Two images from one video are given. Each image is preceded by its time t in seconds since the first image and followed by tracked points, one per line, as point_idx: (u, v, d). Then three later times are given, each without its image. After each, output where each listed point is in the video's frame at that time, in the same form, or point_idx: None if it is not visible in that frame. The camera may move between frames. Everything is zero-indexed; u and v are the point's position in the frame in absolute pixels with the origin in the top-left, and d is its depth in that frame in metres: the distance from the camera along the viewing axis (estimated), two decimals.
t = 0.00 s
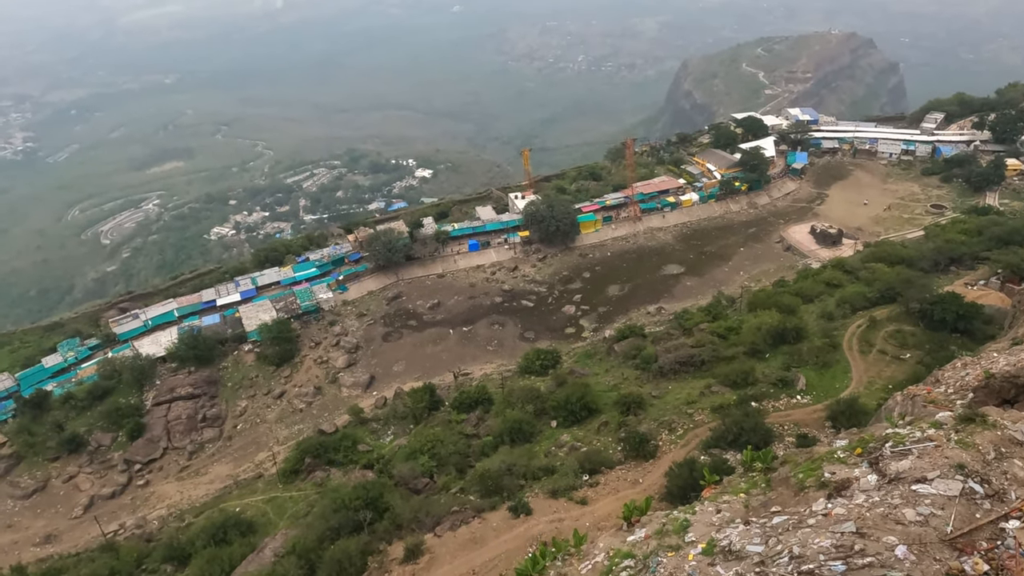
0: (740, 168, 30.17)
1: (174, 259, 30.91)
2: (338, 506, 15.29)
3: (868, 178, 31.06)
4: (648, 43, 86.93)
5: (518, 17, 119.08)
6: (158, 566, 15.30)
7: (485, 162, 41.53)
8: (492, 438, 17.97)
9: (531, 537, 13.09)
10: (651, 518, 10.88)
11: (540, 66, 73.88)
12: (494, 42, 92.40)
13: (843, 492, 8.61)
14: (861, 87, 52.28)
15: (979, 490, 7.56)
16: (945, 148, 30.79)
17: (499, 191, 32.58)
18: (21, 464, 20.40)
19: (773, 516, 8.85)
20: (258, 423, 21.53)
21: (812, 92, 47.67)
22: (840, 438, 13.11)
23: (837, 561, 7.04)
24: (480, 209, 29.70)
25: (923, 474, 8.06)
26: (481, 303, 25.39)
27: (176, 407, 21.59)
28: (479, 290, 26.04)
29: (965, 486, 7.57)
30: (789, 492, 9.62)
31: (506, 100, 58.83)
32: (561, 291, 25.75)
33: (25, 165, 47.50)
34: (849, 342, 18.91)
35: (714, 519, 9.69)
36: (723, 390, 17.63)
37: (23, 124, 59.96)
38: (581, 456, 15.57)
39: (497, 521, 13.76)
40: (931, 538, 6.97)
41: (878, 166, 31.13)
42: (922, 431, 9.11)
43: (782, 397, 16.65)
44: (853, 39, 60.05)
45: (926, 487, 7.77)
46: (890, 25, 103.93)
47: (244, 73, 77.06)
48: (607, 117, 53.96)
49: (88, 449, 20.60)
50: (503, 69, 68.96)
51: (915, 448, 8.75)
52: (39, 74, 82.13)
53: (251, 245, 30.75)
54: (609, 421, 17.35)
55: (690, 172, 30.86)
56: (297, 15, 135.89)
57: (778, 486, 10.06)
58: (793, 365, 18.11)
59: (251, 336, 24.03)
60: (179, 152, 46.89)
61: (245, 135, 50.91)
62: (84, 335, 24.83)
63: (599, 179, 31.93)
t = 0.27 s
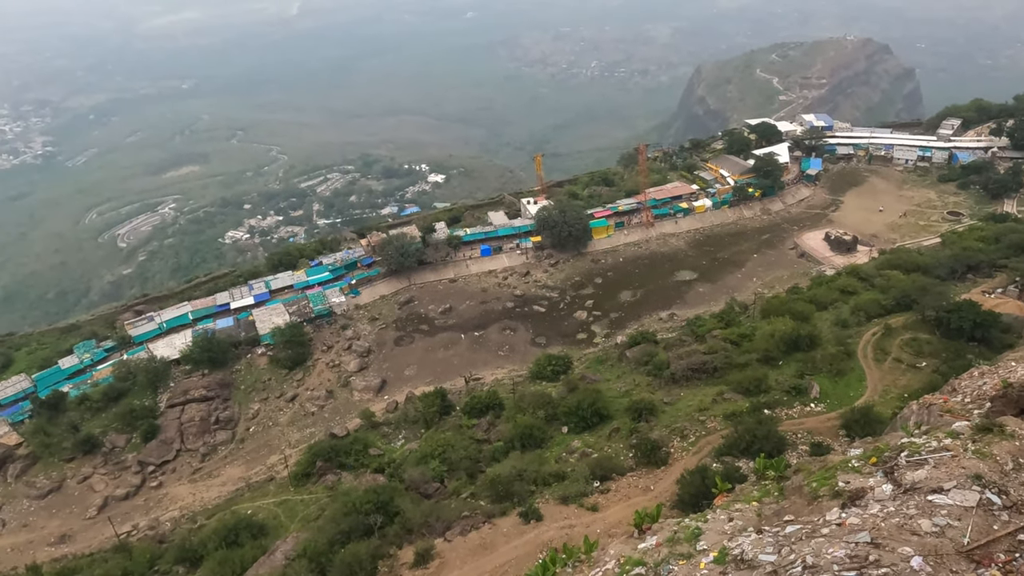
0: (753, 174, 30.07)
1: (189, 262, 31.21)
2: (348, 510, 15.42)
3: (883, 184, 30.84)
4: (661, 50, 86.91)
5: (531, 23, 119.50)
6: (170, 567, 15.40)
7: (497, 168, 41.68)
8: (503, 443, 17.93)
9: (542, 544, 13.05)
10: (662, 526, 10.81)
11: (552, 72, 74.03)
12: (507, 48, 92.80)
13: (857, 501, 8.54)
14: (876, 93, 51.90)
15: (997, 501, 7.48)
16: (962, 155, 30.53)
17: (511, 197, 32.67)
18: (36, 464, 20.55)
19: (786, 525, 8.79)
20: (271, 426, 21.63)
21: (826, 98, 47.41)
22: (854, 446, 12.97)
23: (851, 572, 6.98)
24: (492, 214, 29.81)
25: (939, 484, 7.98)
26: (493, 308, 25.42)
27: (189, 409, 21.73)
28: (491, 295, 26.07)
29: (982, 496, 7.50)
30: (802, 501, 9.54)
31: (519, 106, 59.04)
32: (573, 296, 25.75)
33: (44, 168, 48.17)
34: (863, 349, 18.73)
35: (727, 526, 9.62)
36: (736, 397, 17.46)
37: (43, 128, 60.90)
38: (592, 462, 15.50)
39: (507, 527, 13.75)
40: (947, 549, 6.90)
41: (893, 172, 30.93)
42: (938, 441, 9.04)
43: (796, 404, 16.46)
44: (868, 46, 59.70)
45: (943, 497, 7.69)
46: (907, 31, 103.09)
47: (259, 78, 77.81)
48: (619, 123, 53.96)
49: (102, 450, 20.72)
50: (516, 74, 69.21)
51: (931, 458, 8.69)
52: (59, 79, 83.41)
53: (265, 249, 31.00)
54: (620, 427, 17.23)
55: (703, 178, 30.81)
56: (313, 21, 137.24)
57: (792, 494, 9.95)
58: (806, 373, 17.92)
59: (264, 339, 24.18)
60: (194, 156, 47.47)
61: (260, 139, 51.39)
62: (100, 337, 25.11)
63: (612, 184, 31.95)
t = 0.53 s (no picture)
0: (770, 180, 29.89)
1: (207, 264, 31.62)
2: (361, 512, 15.45)
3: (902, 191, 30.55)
4: (677, 55, 86.74)
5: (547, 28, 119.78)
6: (185, 567, 15.54)
7: (512, 172, 41.79)
8: (515, 448, 17.89)
9: (553, 550, 13.02)
10: (674, 533, 10.69)
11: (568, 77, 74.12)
12: (523, 53, 93.14)
13: (874, 512, 8.42)
14: (895, 98, 51.40)
15: (1017, 513, 7.37)
16: (984, 161, 30.15)
17: (527, 202, 32.75)
18: (55, 462, 20.85)
19: (802, 535, 8.71)
20: (285, 428, 21.75)
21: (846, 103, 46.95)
22: (872, 456, 12.76)
23: None
24: (508, 218, 29.86)
25: (958, 496, 7.88)
26: (507, 312, 25.46)
27: (205, 410, 21.91)
28: (505, 300, 26.15)
29: (1002, 508, 7.38)
30: (817, 511, 9.47)
31: (533, 110, 59.20)
32: (587, 301, 25.75)
33: (67, 172, 49.14)
34: (881, 358, 18.50)
35: (741, 535, 9.53)
36: (751, 405, 17.29)
37: (65, 132, 62.06)
38: (606, 468, 15.41)
39: (519, 532, 13.75)
40: (967, 562, 6.80)
41: (913, 179, 30.66)
42: (957, 452, 8.95)
43: (812, 413, 16.23)
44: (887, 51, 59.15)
45: (962, 509, 7.59)
46: (928, 36, 101.89)
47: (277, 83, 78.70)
48: (634, 127, 53.88)
49: (120, 450, 20.96)
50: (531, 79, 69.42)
51: (950, 469, 8.61)
52: (82, 84, 85.01)
53: (281, 253, 31.35)
54: (633, 433, 17.13)
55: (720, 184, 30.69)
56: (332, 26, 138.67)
57: (807, 504, 9.88)
58: (823, 381, 17.69)
59: (279, 341, 24.39)
60: (213, 160, 48.12)
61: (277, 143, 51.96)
62: (119, 338, 25.47)
63: (627, 190, 31.95)
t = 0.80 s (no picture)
0: (784, 186, 29.74)
1: (222, 266, 31.93)
2: (372, 515, 15.48)
3: (919, 197, 30.27)
4: (692, 60, 86.51)
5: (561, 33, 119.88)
6: (197, 567, 15.64)
7: (525, 177, 41.87)
8: (526, 452, 17.85)
9: (563, 555, 12.98)
10: (686, 542, 10.60)
11: (581, 82, 74.18)
12: (537, 58, 93.35)
13: (890, 524, 8.31)
14: (912, 104, 50.91)
15: None
16: (1003, 169, 29.80)
17: (539, 206, 32.81)
18: (71, 460, 21.10)
19: (815, 545, 8.62)
20: (297, 429, 21.85)
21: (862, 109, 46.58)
22: (888, 466, 12.61)
23: None
24: (521, 223, 29.95)
25: (977, 509, 7.77)
26: (519, 316, 25.48)
27: (219, 410, 22.08)
28: (517, 304, 26.18)
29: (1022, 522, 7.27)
30: (832, 521, 9.38)
31: (546, 115, 59.30)
32: (599, 306, 25.72)
33: (86, 173, 49.94)
34: (897, 366, 18.28)
35: (754, 545, 9.44)
36: (764, 412, 17.16)
37: (84, 133, 62.97)
38: (617, 474, 15.35)
39: (529, 537, 13.71)
40: None
41: (930, 186, 30.38)
42: (975, 464, 8.82)
43: (827, 421, 16.08)
44: (905, 57, 58.61)
45: (981, 522, 7.48)
46: (947, 41, 100.63)
47: (292, 86, 79.37)
48: (647, 132, 53.81)
49: (134, 449, 21.15)
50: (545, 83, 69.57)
51: (968, 481, 8.49)
52: (102, 86, 86.25)
53: (295, 255, 31.61)
54: (645, 439, 17.03)
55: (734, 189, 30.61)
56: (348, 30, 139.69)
57: (822, 514, 9.80)
58: (838, 389, 17.52)
59: (292, 343, 24.54)
60: (228, 163, 48.63)
61: (292, 146, 52.43)
62: (134, 338, 25.74)
63: (640, 195, 31.93)
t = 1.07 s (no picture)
0: (797, 191, 29.60)
1: (233, 265, 32.15)
2: (379, 516, 15.50)
3: (932, 204, 30.05)
4: (704, 64, 86.29)
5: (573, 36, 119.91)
6: (205, 564, 15.74)
7: (536, 179, 41.93)
8: (534, 455, 17.82)
9: (571, 559, 12.95)
10: (696, 549, 10.57)
11: (593, 85, 74.18)
12: (548, 61, 93.47)
13: (903, 535, 8.27)
14: (927, 110, 50.51)
15: None
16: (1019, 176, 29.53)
17: (550, 209, 32.84)
18: (83, 457, 21.28)
19: (826, 555, 8.58)
20: (306, 429, 21.94)
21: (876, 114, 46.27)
22: (900, 475, 12.49)
23: None
24: (532, 225, 29.98)
25: (991, 521, 7.70)
26: (528, 319, 25.51)
27: (229, 409, 22.20)
28: (526, 306, 26.19)
29: None
30: (844, 531, 9.33)
31: (557, 118, 59.35)
32: (609, 309, 25.69)
33: (101, 172, 50.51)
34: (909, 375, 18.12)
35: (764, 554, 9.40)
36: (774, 418, 17.06)
37: (99, 132, 63.70)
38: (625, 478, 15.30)
39: (537, 540, 13.70)
40: None
41: (944, 192, 30.16)
42: (990, 475, 8.74)
43: (837, 428, 15.96)
44: (920, 62, 58.16)
45: (995, 535, 7.42)
46: (964, 47, 99.70)
47: (305, 87, 79.82)
48: (658, 135, 53.73)
49: (145, 446, 21.28)
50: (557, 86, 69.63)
51: (982, 492, 8.41)
52: (118, 85, 87.22)
53: (306, 255, 31.78)
54: (653, 444, 16.97)
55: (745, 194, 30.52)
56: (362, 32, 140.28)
57: (833, 523, 9.74)
58: (849, 396, 17.39)
59: (302, 342, 24.66)
60: (240, 163, 48.98)
61: (304, 147, 52.77)
62: (147, 336, 25.94)
63: (651, 199, 31.90)
